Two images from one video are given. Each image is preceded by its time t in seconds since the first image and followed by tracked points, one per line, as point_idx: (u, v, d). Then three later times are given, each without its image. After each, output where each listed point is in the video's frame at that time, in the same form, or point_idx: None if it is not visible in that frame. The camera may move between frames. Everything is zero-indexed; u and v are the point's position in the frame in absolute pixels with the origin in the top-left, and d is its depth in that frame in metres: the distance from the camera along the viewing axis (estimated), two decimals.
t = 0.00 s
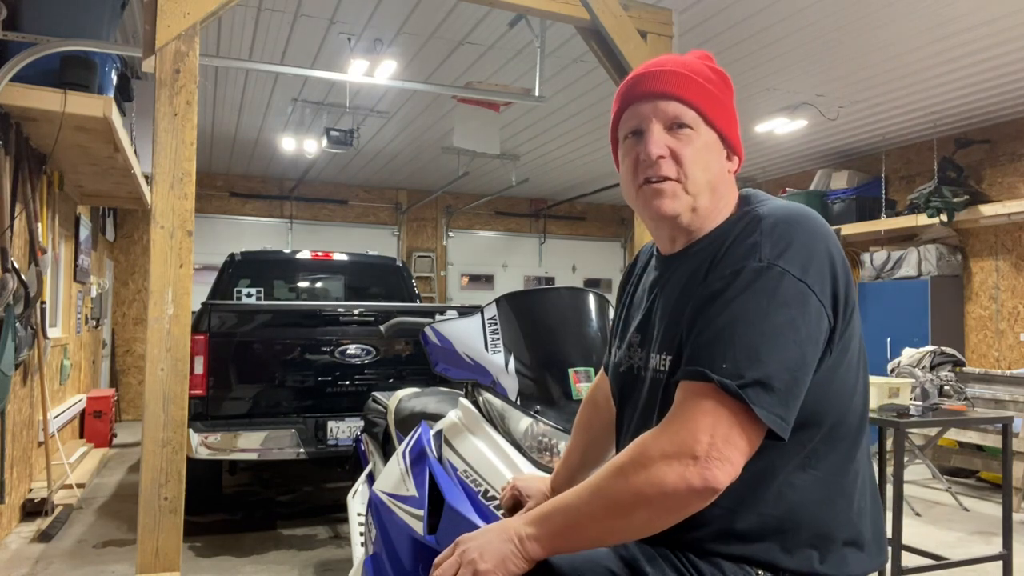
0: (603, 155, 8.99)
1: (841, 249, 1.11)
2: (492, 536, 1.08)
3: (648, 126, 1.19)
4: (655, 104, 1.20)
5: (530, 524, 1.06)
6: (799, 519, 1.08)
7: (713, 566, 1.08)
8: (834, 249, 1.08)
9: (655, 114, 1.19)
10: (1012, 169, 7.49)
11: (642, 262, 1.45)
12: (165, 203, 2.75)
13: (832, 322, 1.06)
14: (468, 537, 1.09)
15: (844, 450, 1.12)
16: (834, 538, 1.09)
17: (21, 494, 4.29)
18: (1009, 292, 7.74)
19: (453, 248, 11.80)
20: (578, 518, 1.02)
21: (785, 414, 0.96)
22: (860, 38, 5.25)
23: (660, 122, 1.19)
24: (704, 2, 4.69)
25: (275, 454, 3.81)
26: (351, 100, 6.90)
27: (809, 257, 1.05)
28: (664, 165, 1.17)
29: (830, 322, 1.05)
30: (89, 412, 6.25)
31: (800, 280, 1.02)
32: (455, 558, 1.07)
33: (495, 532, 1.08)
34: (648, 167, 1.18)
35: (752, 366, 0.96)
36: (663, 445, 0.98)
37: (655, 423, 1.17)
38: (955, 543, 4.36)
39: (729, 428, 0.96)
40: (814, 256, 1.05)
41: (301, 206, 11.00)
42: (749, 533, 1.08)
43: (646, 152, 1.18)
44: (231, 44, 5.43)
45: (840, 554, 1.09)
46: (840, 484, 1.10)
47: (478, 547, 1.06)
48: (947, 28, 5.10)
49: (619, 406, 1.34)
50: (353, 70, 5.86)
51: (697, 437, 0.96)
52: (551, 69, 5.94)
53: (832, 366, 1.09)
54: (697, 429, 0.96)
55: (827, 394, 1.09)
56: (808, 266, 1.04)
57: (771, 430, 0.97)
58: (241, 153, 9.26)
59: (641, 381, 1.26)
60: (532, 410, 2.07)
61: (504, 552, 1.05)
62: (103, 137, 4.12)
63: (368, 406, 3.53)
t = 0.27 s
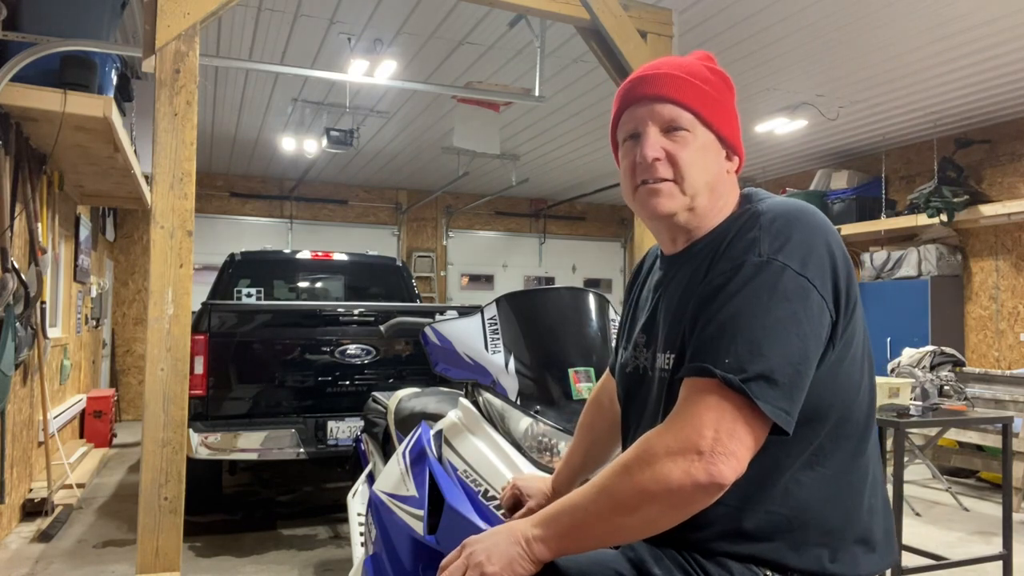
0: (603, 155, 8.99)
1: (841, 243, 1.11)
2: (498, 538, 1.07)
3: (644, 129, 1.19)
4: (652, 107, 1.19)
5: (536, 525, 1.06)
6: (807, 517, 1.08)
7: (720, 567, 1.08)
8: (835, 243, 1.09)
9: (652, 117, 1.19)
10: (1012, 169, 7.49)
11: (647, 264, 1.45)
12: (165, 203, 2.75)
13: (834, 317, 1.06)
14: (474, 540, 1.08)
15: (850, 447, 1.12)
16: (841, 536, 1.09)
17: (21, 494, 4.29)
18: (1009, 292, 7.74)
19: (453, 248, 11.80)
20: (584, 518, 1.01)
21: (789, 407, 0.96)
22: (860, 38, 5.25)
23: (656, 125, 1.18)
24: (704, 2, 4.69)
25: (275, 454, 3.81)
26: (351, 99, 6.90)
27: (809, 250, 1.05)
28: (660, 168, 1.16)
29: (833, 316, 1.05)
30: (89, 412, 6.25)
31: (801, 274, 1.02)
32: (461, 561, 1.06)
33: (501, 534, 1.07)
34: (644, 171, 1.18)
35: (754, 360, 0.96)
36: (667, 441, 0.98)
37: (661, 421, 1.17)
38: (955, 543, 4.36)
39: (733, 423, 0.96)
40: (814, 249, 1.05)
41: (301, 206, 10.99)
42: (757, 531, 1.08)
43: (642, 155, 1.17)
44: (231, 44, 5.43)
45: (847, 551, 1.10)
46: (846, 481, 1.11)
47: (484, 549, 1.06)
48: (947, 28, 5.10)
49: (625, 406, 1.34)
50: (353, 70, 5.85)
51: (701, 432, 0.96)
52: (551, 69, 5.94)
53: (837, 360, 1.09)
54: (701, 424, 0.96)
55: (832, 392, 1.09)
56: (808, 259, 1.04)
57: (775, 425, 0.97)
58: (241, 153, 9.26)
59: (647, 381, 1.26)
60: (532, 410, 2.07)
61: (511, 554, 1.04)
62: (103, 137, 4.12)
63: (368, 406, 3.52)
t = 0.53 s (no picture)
0: (603, 155, 8.99)
1: (845, 240, 1.11)
2: (504, 540, 1.06)
3: (648, 129, 1.19)
4: (656, 107, 1.19)
5: (543, 526, 1.05)
6: (815, 516, 1.07)
7: (727, 567, 1.08)
8: (839, 240, 1.09)
9: (655, 117, 1.19)
10: (1012, 169, 7.49)
11: (651, 267, 1.45)
12: (165, 203, 2.75)
13: (839, 314, 1.06)
14: (479, 542, 1.08)
15: (858, 446, 1.12)
16: (851, 535, 1.09)
17: (21, 494, 4.29)
18: (1010, 292, 7.73)
19: (453, 248, 11.80)
20: (591, 519, 1.01)
21: (795, 405, 0.96)
22: (861, 38, 5.25)
23: (659, 125, 1.19)
24: (704, 2, 4.68)
25: (275, 454, 3.81)
26: (351, 99, 6.89)
27: (813, 248, 1.05)
28: (662, 168, 1.17)
29: (837, 315, 1.05)
30: (89, 412, 6.25)
31: (805, 272, 1.02)
32: (468, 562, 1.05)
33: (507, 536, 1.07)
34: (645, 172, 1.18)
35: (760, 358, 0.96)
36: (673, 440, 0.97)
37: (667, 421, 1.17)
38: (955, 543, 4.36)
39: (740, 421, 0.96)
40: (819, 247, 1.06)
41: (301, 206, 10.99)
42: (764, 531, 1.08)
43: (643, 155, 1.18)
44: (231, 44, 5.43)
45: (857, 551, 1.09)
46: (855, 480, 1.10)
47: (490, 551, 1.05)
48: (948, 27, 5.10)
49: (631, 408, 1.33)
50: (353, 70, 5.85)
51: (707, 431, 0.96)
52: (551, 69, 5.94)
53: (841, 359, 1.09)
54: (707, 423, 0.96)
55: (838, 390, 1.09)
56: (813, 257, 1.04)
57: (782, 422, 0.97)
58: (242, 153, 9.26)
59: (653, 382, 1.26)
60: (532, 410, 2.06)
61: (518, 556, 1.04)
62: (103, 137, 4.12)
63: (368, 406, 3.53)
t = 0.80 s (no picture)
0: (603, 155, 8.98)
1: (849, 237, 1.11)
2: (511, 542, 1.06)
3: (660, 130, 1.19)
4: (667, 108, 1.19)
5: (550, 528, 1.05)
6: (822, 515, 1.08)
7: (735, 567, 1.08)
8: (844, 238, 1.09)
9: (667, 118, 1.19)
10: (1013, 169, 7.49)
11: (652, 267, 1.45)
12: (165, 203, 2.75)
13: (844, 312, 1.06)
14: (487, 543, 1.07)
15: (864, 444, 1.12)
16: (858, 534, 1.09)
17: (21, 494, 4.29)
18: (1010, 292, 7.73)
19: (453, 248, 11.80)
20: (599, 520, 1.00)
21: (803, 403, 0.96)
22: (861, 38, 5.25)
23: (671, 126, 1.18)
24: (704, 2, 4.68)
25: (275, 454, 3.81)
26: (351, 100, 6.89)
27: (818, 245, 1.05)
28: (675, 169, 1.16)
29: (843, 312, 1.05)
30: (90, 412, 6.25)
31: (811, 270, 1.02)
32: (474, 564, 1.05)
33: (515, 538, 1.06)
34: (657, 173, 1.18)
35: (767, 356, 0.96)
36: (680, 440, 0.97)
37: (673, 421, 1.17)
38: (955, 543, 4.36)
39: (748, 420, 0.96)
40: (824, 244, 1.06)
41: (301, 206, 10.99)
42: (771, 531, 1.08)
43: (657, 156, 1.17)
44: (230, 44, 5.43)
45: (864, 549, 1.09)
46: (862, 478, 1.10)
47: (498, 553, 1.04)
48: (948, 27, 5.09)
49: (635, 408, 1.33)
50: (353, 70, 5.85)
51: (715, 430, 0.96)
52: (551, 68, 5.94)
53: (847, 357, 1.09)
54: (715, 422, 0.96)
55: (844, 388, 1.09)
56: (818, 255, 1.04)
57: (789, 421, 0.97)
58: (242, 153, 9.26)
59: (657, 382, 1.25)
60: (531, 410, 2.06)
61: (525, 558, 1.03)
62: (103, 137, 4.12)
63: (368, 406, 3.53)
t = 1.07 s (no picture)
0: (603, 155, 8.99)
1: (859, 244, 1.11)
2: (516, 542, 1.06)
3: (669, 132, 1.19)
4: (676, 110, 1.19)
5: (556, 529, 1.05)
6: (828, 517, 1.08)
7: (739, 568, 1.08)
8: (853, 245, 1.09)
9: (676, 121, 1.19)
10: (1012, 169, 7.49)
11: (656, 267, 1.45)
12: (165, 203, 2.75)
13: (854, 318, 1.06)
14: (491, 543, 1.07)
15: (869, 447, 1.12)
16: (862, 536, 1.09)
17: (21, 494, 4.29)
18: (1009, 292, 7.73)
19: (453, 248, 11.80)
20: (606, 522, 1.00)
21: (813, 411, 0.96)
22: (861, 38, 5.25)
23: (680, 128, 1.19)
24: (704, 2, 4.68)
25: (275, 454, 3.81)
26: (351, 100, 6.90)
27: (828, 253, 1.05)
28: (685, 173, 1.17)
29: (852, 319, 1.05)
30: (89, 412, 6.25)
31: (821, 277, 1.02)
32: (479, 564, 1.05)
33: (520, 538, 1.06)
34: (666, 177, 1.18)
35: (779, 363, 0.96)
36: (690, 445, 0.97)
37: (679, 425, 1.17)
38: (955, 543, 4.37)
39: (758, 427, 0.96)
40: (835, 252, 1.06)
41: (301, 206, 10.99)
42: (776, 532, 1.08)
43: (666, 160, 1.18)
44: (231, 44, 5.43)
45: (869, 552, 1.10)
46: (866, 480, 1.11)
47: (503, 553, 1.04)
48: (949, 27, 5.10)
49: (639, 410, 1.33)
50: (354, 70, 5.84)
51: (725, 436, 0.95)
52: (551, 69, 5.94)
53: (855, 362, 1.09)
54: (726, 428, 0.96)
55: (850, 392, 1.09)
56: (829, 262, 1.04)
57: (799, 428, 0.97)
58: (242, 153, 9.26)
59: (661, 384, 1.26)
60: (532, 410, 2.06)
61: (530, 559, 1.03)
62: (103, 137, 4.12)
63: (368, 406, 3.53)
